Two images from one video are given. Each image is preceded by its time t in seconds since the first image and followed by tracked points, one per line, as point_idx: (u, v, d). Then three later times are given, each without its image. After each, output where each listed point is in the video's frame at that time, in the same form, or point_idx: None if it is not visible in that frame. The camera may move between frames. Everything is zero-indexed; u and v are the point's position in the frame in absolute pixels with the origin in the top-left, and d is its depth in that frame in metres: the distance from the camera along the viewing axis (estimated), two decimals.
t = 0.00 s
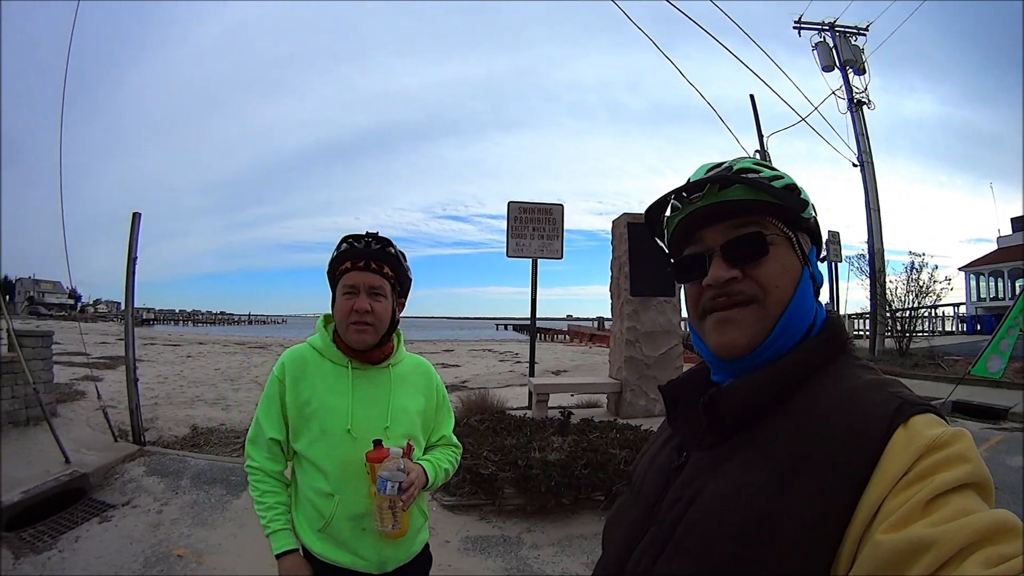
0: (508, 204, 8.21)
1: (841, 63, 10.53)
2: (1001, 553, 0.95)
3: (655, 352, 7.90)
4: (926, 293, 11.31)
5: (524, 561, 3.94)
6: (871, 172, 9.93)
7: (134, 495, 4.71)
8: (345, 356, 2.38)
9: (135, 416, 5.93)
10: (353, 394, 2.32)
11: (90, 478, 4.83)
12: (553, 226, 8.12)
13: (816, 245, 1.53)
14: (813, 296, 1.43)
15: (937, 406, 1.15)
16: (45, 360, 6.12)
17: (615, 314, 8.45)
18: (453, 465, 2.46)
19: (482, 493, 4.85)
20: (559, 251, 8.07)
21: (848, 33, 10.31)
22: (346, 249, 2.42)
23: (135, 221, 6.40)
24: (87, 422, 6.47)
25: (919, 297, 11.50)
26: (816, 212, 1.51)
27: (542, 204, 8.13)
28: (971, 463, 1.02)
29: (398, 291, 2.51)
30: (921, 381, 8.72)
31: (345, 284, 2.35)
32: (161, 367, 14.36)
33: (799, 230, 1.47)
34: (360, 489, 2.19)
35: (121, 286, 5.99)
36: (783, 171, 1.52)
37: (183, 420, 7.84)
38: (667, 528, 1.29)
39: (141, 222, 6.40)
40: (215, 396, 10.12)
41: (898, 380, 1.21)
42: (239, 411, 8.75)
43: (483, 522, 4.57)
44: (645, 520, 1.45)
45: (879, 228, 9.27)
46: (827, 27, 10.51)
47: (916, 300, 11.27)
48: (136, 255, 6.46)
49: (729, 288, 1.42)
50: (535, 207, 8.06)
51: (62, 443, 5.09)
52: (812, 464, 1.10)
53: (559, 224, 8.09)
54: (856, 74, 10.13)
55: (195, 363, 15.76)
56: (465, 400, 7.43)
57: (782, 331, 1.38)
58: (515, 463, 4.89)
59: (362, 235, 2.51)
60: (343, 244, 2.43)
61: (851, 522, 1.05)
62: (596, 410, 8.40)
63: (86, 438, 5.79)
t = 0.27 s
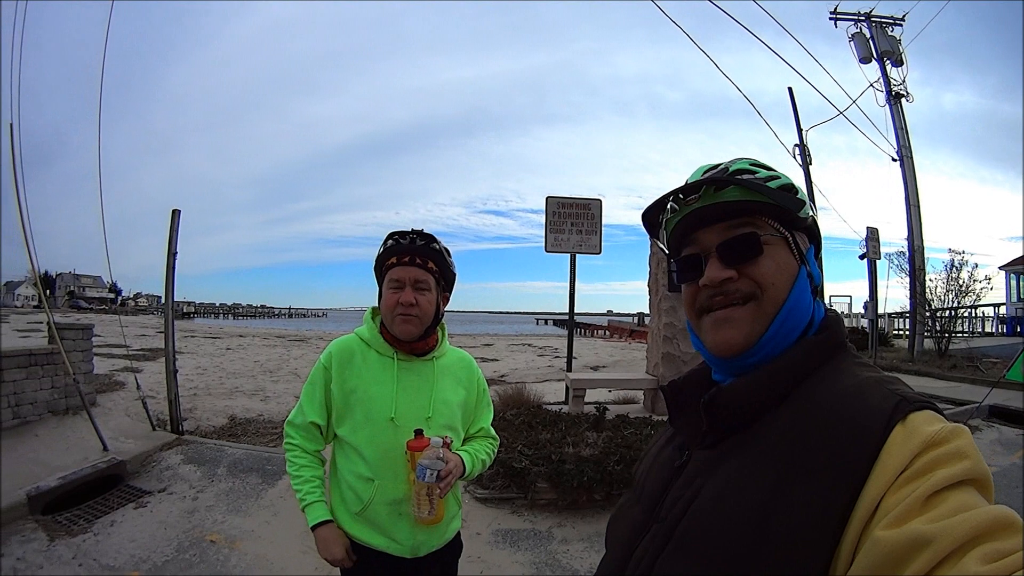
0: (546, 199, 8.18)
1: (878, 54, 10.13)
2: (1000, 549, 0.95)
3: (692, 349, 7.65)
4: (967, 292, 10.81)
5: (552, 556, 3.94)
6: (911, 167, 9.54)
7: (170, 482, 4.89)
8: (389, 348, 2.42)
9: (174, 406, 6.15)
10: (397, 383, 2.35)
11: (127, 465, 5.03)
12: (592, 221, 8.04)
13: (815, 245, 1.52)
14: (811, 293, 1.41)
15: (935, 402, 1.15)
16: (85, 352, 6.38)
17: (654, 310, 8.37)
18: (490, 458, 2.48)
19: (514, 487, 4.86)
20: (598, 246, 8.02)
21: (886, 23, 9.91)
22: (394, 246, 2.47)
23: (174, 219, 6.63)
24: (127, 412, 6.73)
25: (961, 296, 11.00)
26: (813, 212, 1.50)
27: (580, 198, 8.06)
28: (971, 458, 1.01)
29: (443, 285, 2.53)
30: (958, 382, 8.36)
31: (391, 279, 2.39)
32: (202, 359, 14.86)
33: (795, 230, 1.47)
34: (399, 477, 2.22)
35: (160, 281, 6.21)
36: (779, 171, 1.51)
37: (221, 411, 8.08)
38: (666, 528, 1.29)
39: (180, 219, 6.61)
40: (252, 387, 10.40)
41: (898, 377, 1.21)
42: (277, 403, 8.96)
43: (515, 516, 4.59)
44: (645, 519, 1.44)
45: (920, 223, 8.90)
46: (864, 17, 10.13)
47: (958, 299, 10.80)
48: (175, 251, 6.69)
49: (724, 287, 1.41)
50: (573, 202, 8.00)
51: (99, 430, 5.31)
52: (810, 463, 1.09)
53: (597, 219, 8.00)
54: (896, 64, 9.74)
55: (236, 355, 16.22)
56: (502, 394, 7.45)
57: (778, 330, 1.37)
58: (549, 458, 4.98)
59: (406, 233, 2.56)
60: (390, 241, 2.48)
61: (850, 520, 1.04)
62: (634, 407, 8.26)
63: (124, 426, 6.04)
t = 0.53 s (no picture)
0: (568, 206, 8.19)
1: (893, 48, 9.95)
2: (1000, 540, 0.94)
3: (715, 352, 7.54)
4: (992, 287, 10.51)
5: (576, 561, 3.91)
6: (931, 163, 9.33)
7: (194, 491, 4.97)
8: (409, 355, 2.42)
9: (200, 417, 6.26)
10: (418, 390, 2.36)
11: (152, 474, 5.14)
12: (613, 227, 8.02)
13: (805, 245, 1.51)
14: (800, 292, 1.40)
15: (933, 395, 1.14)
16: (110, 363, 6.54)
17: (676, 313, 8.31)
18: (514, 460, 2.48)
19: (538, 494, 4.84)
20: (620, 251, 8.00)
21: (899, 17, 9.74)
22: (411, 254, 2.48)
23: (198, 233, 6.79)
24: (153, 422, 6.88)
25: (985, 291, 10.68)
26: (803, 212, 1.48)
27: (601, 204, 8.02)
28: (969, 450, 1.01)
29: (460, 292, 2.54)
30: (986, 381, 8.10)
31: (411, 287, 2.40)
32: (228, 371, 15.13)
33: (784, 229, 1.44)
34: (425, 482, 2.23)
35: (183, 294, 6.36)
36: (765, 172, 1.50)
37: (246, 421, 8.20)
38: (668, 532, 1.29)
39: (202, 233, 6.76)
40: (277, 398, 10.55)
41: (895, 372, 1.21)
42: (301, 413, 9.06)
43: (539, 523, 4.57)
44: (647, 524, 1.44)
45: (942, 219, 8.69)
46: (876, 11, 9.96)
47: (984, 295, 10.49)
48: (198, 264, 6.84)
49: (713, 287, 1.41)
50: (594, 209, 7.98)
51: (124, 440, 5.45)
52: (810, 463, 1.10)
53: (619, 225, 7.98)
54: (910, 57, 9.55)
55: (261, 366, 16.50)
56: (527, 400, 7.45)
57: (766, 327, 1.35)
58: (572, 465, 4.91)
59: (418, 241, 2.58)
60: (406, 249, 2.49)
61: (851, 517, 1.04)
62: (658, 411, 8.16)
63: (150, 436, 6.18)
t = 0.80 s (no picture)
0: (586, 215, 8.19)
1: (909, 50, 9.78)
2: (998, 541, 0.93)
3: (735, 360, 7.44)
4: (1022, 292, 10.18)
5: (593, 570, 3.87)
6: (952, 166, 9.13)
7: (212, 495, 5.04)
8: (420, 365, 2.44)
9: (219, 422, 6.36)
10: (429, 395, 2.39)
11: (171, 478, 5.24)
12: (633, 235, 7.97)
13: (801, 251, 1.49)
14: (796, 297, 1.38)
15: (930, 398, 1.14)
16: (130, 368, 6.68)
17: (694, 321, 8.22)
18: (525, 461, 2.49)
19: (556, 502, 4.82)
20: (640, 260, 7.97)
21: (915, 18, 9.59)
22: (425, 263, 2.50)
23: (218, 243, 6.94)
24: (174, 428, 7.00)
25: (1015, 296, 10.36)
26: (799, 217, 1.46)
27: (621, 213, 7.98)
28: (966, 451, 1.00)
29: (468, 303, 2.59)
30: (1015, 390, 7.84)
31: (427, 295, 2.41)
32: (249, 378, 15.34)
33: (780, 235, 1.43)
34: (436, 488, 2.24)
35: (203, 302, 6.48)
36: (761, 178, 1.48)
37: (265, 428, 8.30)
38: (666, 535, 1.28)
39: (224, 242, 6.89)
40: (297, 405, 10.66)
41: (893, 376, 1.20)
42: (321, 420, 9.14)
43: (556, 532, 4.54)
44: (644, 528, 1.43)
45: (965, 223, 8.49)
46: (892, 13, 9.83)
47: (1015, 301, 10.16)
48: (219, 273, 6.98)
49: (709, 292, 1.40)
50: (614, 218, 7.94)
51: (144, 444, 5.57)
52: (807, 465, 1.09)
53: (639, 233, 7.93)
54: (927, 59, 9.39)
55: (282, 374, 16.70)
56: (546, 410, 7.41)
57: (762, 333, 1.34)
58: (590, 473, 4.89)
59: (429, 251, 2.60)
60: (422, 258, 2.52)
61: (849, 519, 1.04)
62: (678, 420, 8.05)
63: (170, 441, 6.30)
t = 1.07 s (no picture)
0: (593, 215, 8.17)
1: (916, 47, 9.70)
2: (997, 542, 0.94)
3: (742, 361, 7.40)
4: None
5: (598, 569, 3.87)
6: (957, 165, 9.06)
7: (218, 493, 5.07)
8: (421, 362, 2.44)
9: (226, 420, 6.40)
10: (429, 395, 2.38)
11: (178, 475, 5.28)
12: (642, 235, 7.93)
13: (801, 251, 1.48)
14: (797, 298, 1.38)
15: (928, 397, 1.14)
16: (138, 367, 6.73)
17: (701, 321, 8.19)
18: (523, 458, 2.54)
19: (562, 502, 4.82)
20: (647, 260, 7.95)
21: (922, 16, 9.51)
22: (446, 262, 2.49)
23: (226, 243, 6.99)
24: (181, 425, 7.05)
25: None
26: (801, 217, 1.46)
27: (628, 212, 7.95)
28: (964, 451, 1.00)
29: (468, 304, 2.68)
30: None
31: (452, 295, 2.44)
32: (256, 377, 15.42)
33: (781, 235, 1.42)
34: (439, 487, 2.24)
35: (210, 301, 6.52)
36: (762, 179, 1.48)
37: (272, 426, 8.34)
38: (663, 535, 1.28)
39: (231, 241, 6.93)
40: (304, 404, 10.70)
41: (891, 376, 1.20)
42: (327, 418, 9.17)
43: (561, 531, 4.53)
44: (642, 526, 1.43)
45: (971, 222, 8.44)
46: (900, 10, 9.74)
47: None
48: (227, 272, 7.02)
49: (712, 293, 1.39)
50: (622, 217, 7.90)
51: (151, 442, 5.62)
52: (806, 465, 1.09)
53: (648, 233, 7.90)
54: (935, 57, 9.30)
55: (290, 373, 16.78)
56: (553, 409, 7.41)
57: (765, 334, 1.34)
58: (597, 473, 4.91)
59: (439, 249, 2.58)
60: (443, 257, 2.51)
61: (847, 518, 1.03)
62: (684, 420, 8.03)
63: (177, 439, 6.34)
